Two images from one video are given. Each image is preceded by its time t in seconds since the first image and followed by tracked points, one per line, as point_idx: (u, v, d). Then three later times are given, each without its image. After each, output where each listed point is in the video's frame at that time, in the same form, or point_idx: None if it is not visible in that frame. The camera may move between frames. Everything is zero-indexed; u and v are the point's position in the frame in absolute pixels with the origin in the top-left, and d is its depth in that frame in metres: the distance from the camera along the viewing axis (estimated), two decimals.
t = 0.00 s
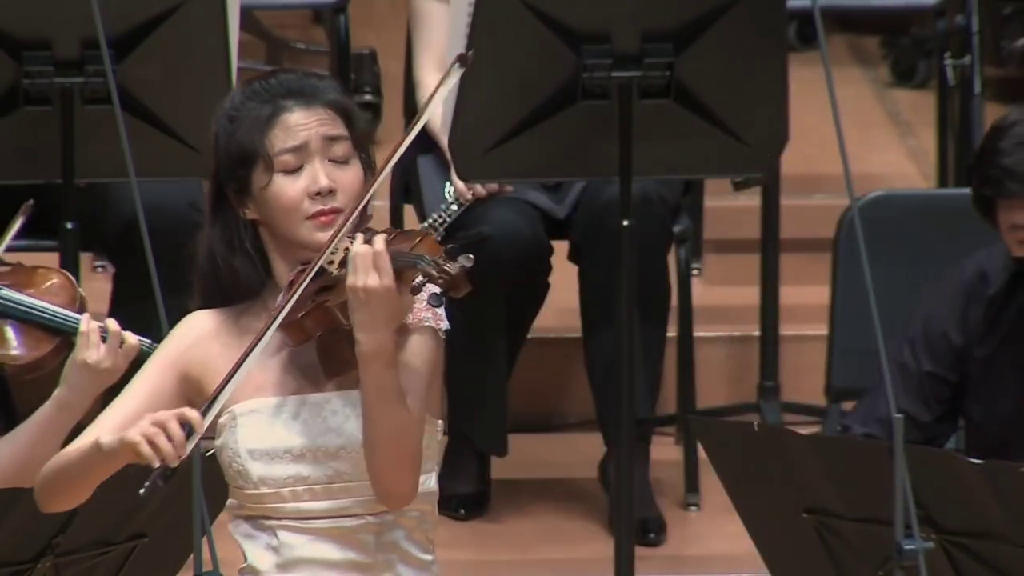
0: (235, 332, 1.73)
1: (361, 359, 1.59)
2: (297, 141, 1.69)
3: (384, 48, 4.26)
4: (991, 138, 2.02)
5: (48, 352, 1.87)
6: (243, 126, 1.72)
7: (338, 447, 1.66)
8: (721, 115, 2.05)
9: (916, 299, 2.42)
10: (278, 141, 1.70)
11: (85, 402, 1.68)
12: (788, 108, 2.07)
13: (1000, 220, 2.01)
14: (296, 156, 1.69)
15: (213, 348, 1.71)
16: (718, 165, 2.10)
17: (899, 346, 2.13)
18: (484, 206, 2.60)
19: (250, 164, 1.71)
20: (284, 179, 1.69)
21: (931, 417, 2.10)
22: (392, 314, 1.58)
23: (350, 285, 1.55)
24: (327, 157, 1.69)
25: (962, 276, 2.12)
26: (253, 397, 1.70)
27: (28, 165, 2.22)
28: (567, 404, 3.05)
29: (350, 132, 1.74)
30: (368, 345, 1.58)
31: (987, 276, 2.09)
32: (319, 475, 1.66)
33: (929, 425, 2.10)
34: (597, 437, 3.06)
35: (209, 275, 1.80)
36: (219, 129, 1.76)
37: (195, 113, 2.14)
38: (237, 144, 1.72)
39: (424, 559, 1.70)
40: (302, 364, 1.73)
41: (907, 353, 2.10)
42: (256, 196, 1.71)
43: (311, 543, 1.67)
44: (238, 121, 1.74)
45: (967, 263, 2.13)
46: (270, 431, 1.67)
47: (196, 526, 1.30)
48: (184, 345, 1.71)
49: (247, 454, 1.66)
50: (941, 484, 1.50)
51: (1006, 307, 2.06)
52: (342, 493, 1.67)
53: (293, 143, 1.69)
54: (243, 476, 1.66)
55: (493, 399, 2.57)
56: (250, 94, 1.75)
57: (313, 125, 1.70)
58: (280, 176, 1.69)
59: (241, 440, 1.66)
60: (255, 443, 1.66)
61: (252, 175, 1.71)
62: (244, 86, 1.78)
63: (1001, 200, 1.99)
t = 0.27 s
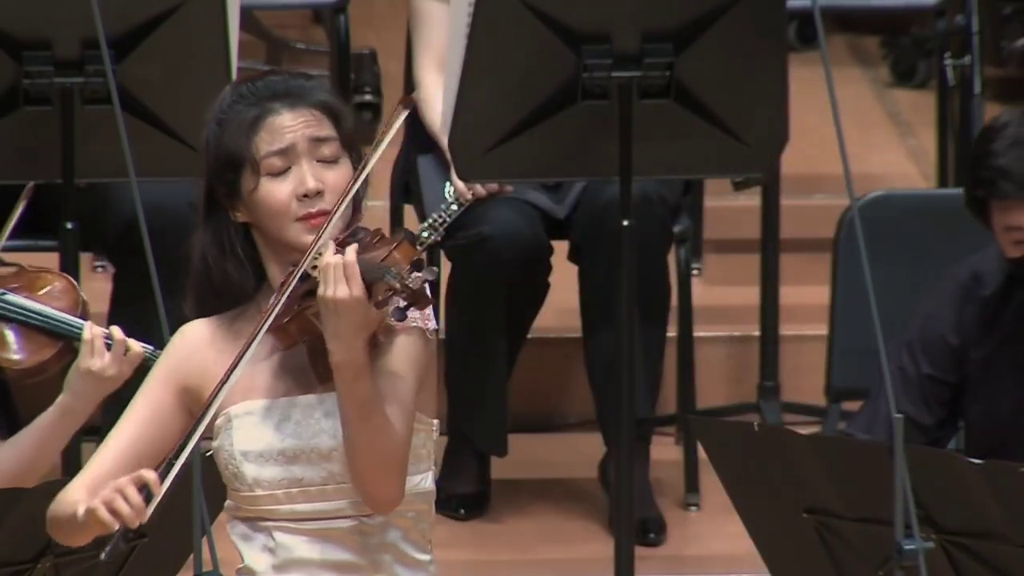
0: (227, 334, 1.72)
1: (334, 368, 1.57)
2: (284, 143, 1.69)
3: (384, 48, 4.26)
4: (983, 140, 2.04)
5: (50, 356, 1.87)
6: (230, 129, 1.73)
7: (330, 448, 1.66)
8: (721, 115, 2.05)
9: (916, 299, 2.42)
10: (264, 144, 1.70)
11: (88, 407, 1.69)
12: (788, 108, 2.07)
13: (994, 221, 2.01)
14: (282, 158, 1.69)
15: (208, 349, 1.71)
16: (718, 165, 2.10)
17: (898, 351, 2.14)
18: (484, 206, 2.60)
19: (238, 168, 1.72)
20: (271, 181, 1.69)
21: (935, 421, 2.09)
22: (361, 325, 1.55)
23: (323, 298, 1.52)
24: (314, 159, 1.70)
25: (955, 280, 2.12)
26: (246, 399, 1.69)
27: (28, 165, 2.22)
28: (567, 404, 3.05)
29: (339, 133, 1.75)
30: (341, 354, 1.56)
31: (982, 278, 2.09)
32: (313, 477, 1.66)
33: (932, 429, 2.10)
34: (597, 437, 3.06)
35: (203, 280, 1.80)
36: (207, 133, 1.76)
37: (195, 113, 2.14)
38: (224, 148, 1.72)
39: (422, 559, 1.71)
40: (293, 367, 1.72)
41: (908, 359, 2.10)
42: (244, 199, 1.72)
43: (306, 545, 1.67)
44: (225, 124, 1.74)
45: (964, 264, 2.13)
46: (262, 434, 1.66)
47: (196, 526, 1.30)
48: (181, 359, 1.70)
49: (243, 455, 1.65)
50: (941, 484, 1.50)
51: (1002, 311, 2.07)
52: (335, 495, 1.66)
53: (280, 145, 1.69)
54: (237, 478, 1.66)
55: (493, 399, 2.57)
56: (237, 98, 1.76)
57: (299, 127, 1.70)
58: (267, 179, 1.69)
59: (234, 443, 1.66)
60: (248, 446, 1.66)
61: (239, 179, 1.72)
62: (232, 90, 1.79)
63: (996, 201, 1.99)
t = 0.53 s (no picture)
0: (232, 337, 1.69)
1: (322, 381, 1.57)
2: (285, 145, 1.68)
3: (384, 48, 4.26)
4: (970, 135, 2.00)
5: (50, 370, 1.87)
6: (231, 134, 1.71)
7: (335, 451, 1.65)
8: (720, 114, 2.05)
9: (915, 299, 2.42)
10: (266, 148, 1.69)
11: (88, 420, 1.73)
12: (788, 108, 2.08)
13: (983, 214, 1.97)
14: (283, 161, 1.68)
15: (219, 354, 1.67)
16: (718, 165, 2.10)
17: (899, 355, 2.13)
18: (484, 206, 2.60)
19: (240, 172, 1.70)
20: (273, 184, 1.68)
21: (934, 420, 2.09)
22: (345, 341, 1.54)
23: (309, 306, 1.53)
24: (315, 161, 1.69)
25: (950, 281, 2.10)
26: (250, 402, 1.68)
27: (28, 165, 2.23)
28: (567, 404, 3.05)
29: (341, 133, 1.73)
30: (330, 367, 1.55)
31: (973, 276, 2.07)
32: (318, 479, 1.66)
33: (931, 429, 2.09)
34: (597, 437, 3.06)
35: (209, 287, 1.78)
36: (209, 137, 1.75)
37: (195, 113, 2.14)
38: (225, 151, 1.71)
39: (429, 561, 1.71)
40: (298, 370, 1.71)
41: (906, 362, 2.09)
42: (247, 202, 1.70)
43: (314, 547, 1.67)
44: (226, 127, 1.72)
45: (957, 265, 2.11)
46: (266, 437, 1.66)
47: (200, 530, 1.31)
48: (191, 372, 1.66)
49: (250, 459, 1.65)
50: (940, 484, 1.50)
51: (994, 310, 2.04)
52: (342, 497, 1.66)
53: (281, 148, 1.68)
54: (242, 479, 1.66)
55: (493, 400, 2.57)
56: (239, 100, 1.74)
57: (300, 129, 1.69)
58: (269, 182, 1.68)
59: (239, 446, 1.65)
60: (252, 448, 1.65)
61: (242, 183, 1.70)
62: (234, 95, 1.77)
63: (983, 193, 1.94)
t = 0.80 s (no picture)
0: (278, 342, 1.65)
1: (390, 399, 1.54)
2: (336, 148, 1.65)
3: (384, 48, 4.26)
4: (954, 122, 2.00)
5: (46, 362, 1.87)
6: (280, 136, 1.68)
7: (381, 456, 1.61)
8: (720, 114, 2.05)
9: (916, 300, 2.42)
10: (317, 150, 1.65)
11: (87, 418, 1.75)
12: (788, 108, 2.08)
13: (967, 203, 1.97)
14: (334, 164, 1.64)
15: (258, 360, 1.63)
16: (718, 166, 2.10)
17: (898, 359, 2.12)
18: (484, 206, 2.60)
19: (289, 175, 1.67)
20: (323, 187, 1.64)
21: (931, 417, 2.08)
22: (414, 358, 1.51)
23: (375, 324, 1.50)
24: (365, 163, 1.65)
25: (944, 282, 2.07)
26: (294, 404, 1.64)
27: (28, 165, 2.23)
28: (567, 404, 3.06)
29: (391, 139, 1.69)
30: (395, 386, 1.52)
31: (962, 274, 2.03)
32: (358, 484, 1.62)
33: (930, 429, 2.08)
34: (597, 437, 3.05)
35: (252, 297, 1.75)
36: (256, 142, 1.72)
37: (196, 113, 2.14)
38: (273, 154, 1.68)
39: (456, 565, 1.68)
40: (342, 374, 1.67)
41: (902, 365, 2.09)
42: (296, 205, 1.66)
43: (350, 550, 1.62)
44: (275, 131, 1.69)
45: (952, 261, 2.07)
46: (311, 440, 1.61)
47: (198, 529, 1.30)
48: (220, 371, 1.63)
49: (288, 460, 1.61)
50: (940, 484, 1.50)
51: (984, 308, 2.00)
52: (383, 502, 1.62)
53: (332, 150, 1.64)
54: (283, 481, 1.62)
55: (493, 400, 2.57)
56: (286, 104, 1.71)
57: (351, 132, 1.65)
58: (319, 185, 1.64)
59: (282, 449, 1.61)
60: (294, 452, 1.61)
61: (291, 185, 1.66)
62: (283, 98, 1.74)
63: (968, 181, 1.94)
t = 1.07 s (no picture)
0: (371, 338, 1.53)
1: (570, 402, 1.44)
2: (452, 153, 1.51)
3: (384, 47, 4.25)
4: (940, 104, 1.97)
5: (37, 353, 1.90)
6: (391, 137, 1.53)
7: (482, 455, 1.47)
8: (721, 114, 2.10)
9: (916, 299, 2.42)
10: (432, 155, 1.51)
11: (81, 406, 1.74)
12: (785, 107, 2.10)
13: (953, 185, 1.93)
14: (450, 169, 1.51)
15: (339, 347, 1.51)
16: (719, 166, 2.16)
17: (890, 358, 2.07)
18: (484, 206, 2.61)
19: (400, 175, 1.52)
20: (438, 192, 1.51)
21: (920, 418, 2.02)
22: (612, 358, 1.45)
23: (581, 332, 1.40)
24: (476, 171, 1.52)
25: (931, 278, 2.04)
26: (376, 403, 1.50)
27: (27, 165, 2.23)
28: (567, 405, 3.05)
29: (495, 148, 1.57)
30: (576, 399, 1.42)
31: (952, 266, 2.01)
32: (450, 485, 1.47)
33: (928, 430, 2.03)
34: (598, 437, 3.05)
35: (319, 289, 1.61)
36: (351, 128, 1.56)
37: (196, 113, 2.14)
38: (381, 153, 1.53)
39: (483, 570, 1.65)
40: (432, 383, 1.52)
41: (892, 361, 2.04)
42: (401, 207, 1.53)
43: (436, 551, 1.47)
44: (378, 125, 1.55)
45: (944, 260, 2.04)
46: (405, 435, 1.47)
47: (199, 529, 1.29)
48: (291, 353, 1.50)
49: (378, 460, 1.46)
50: (940, 485, 1.50)
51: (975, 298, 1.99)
52: (474, 503, 1.47)
53: (448, 156, 1.51)
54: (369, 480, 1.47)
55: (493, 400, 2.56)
56: (389, 99, 1.56)
57: (464, 138, 1.52)
58: (434, 189, 1.51)
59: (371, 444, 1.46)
60: (386, 449, 1.46)
61: (397, 185, 1.52)
62: (379, 91, 1.59)
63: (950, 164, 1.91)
